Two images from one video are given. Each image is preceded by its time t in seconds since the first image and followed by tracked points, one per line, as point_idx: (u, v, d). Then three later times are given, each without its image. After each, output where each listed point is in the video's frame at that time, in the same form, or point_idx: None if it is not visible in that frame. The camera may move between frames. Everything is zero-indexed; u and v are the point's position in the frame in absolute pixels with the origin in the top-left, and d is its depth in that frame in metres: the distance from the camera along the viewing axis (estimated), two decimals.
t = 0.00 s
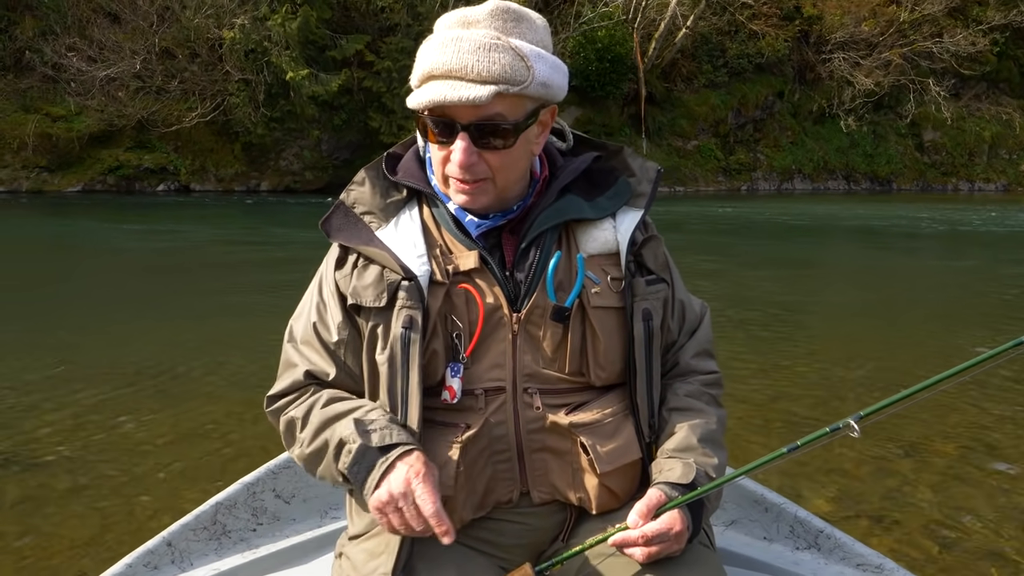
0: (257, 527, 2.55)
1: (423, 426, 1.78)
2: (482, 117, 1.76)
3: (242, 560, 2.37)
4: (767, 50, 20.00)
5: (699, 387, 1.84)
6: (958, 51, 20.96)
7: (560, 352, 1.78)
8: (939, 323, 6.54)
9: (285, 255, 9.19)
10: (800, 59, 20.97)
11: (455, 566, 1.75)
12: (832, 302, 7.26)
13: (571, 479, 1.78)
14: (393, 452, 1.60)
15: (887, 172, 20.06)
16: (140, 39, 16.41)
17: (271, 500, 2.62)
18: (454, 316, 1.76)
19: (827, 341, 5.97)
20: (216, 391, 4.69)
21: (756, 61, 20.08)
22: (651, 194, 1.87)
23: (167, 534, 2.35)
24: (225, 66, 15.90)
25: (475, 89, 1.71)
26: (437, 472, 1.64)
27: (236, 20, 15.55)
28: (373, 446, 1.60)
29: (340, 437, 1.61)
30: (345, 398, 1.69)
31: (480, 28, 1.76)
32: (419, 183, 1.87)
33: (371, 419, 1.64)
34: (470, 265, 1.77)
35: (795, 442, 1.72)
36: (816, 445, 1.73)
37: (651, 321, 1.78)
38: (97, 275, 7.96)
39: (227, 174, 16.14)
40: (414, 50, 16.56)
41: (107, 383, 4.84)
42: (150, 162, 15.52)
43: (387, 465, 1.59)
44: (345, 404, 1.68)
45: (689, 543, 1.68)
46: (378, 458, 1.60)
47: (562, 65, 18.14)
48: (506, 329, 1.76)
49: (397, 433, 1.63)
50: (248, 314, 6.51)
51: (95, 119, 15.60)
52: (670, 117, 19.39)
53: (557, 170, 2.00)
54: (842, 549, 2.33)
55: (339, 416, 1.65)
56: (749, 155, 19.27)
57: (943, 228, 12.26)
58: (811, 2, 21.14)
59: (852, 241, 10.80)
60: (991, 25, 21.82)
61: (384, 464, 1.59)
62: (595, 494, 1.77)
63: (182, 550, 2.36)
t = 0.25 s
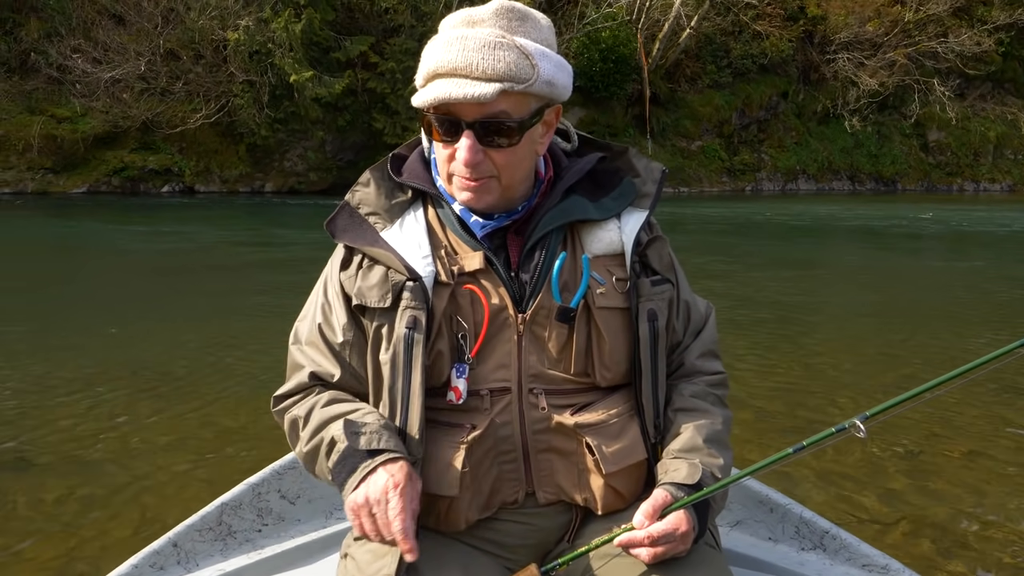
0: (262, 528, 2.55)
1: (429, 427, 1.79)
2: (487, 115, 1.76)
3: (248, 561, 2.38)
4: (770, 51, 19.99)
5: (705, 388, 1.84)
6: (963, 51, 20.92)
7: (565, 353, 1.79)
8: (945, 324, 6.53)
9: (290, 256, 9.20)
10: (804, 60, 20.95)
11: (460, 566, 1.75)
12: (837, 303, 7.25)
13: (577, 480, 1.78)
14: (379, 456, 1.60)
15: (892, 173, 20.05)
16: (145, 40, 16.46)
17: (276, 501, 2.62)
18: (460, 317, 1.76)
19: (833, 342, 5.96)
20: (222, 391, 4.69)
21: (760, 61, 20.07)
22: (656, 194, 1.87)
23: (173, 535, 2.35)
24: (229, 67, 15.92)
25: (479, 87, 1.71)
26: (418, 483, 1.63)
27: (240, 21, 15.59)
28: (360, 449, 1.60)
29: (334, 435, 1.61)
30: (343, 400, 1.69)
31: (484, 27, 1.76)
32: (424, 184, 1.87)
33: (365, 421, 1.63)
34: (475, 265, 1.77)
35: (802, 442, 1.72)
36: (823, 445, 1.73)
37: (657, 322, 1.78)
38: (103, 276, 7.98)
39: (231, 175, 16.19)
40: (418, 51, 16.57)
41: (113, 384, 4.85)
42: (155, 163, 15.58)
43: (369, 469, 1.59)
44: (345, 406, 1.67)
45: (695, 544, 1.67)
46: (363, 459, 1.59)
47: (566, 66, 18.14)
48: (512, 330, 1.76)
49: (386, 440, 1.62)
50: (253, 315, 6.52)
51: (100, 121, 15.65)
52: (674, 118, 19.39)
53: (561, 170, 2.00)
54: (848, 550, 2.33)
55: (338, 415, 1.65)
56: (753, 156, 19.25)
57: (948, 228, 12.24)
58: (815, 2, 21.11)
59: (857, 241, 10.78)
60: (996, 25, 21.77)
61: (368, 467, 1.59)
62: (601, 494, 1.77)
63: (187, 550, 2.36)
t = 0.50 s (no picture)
0: (266, 528, 2.56)
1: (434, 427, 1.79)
2: (492, 116, 1.76)
3: (251, 560, 2.39)
4: (775, 51, 19.98)
5: (708, 389, 1.84)
6: (969, 51, 20.87)
7: (570, 354, 1.79)
8: (950, 325, 6.52)
9: (296, 255, 9.22)
10: (809, 60, 20.92)
11: (465, 567, 1.75)
12: (842, 303, 7.24)
13: (582, 481, 1.78)
14: (442, 447, 1.60)
15: (897, 173, 20.02)
16: (151, 40, 16.52)
17: (279, 501, 2.63)
18: (465, 317, 1.77)
19: (838, 342, 5.96)
20: (227, 391, 4.71)
21: (765, 62, 20.04)
22: (661, 194, 1.87)
23: (177, 534, 2.36)
24: (234, 67, 15.93)
25: (484, 88, 1.72)
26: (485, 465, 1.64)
27: (245, 21, 15.63)
28: (420, 444, 1.59)
29: (379, 438, 1.61)
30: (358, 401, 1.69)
31: (489, 28, 1.77)
32: (429, 185, 1.87)
33: (410, 420, 1.63)
34: (481, 266, 1.77)
35: (806, 443, 1.72)
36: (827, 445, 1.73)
37: (661, 322, 1.78)
38: (108, 275, 8.01)
39: (236, 175, 16.18)
40: (423, 51, 16.57)
41: (118, 383, 4.87)
42: (160, 162, 15.57)
43: (440, 459, 1.59)
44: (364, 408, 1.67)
45: (700, 545, 1.68)
46: (428, 454, 1.59)
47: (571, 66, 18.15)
48: (517, 330, 1.76)
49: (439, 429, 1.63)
50: (258, 314, 6.53)
51: (106, 120, 15.68)
52: (679, 118, 19.37)
53: (567, 170, 2.00)
54: (852, 551, 2.33)
55: (364, 416, 1.65)
56: (758, 156, 19.20)
57: (954, 229, 12.22)
58: (821, 2, 21.08)
59: (862, 242, 10.77)
60: (1002, 25, 21.72)
61: (436, 459, 1.58)
62: (606, 495, 1.77)
63: (191, 550, 2.37)
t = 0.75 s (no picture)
0: (268, 527, 2.56)
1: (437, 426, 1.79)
2: (496, 117, 1.77)
3: (253, 561, 2.39)
4: (780, 51, 19.97)
5: (711, 390, 1.84)
6: (974, 52, 20.83)
7: (572, 354, 1.79)
8: (955, 326, 6.50)
9: (301, 255, 9.23)
10: (814, 60, 20.89)
11: (466, 567, 1.75)
12: (847, 304, 7.23)
13: (584, 481, 1.78)
14: (438, 448, 1.60)
15: (902, 174, 20.00)
16: (156, 40, 16.62)
17: (282, 500, 2.63)
18: (468, 317, 1.77)
19: (843, 343, 5.95)
20: (231, 390, 4.72)
21: (769, 62, 20.02)
22: (664, 195, 1.87)
23: (179, 534, 2.36)
24: (239, 67, 15.94)
25: (489, 89, 1.72)
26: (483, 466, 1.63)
27: (250, 21, 15.66)
28: (417, 445, 1.59)
29: (377, 438, 1.62)
30: (358, 402, 1.69)
31: (494, 28, 1.77)
32: (433, 185, 1.88)
33: (408, 420, 1.63)
34: (484, 266, 1.77)
35: (809, 444, 1.72)
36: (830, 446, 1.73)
37: (664, 323, 1.78)
38: (113, 275, 8.03)
39: (241, 175, 16.21)
40: (428, 51, 16.58)
41: (123, 382, 4.88)
42: (165, 162, 15.58)
43: (436, 460, 1.59)
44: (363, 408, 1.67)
45: (702, 545, 1.68)
46: (424, 455, 1.59)
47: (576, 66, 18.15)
48: (519, 330, 1.76)
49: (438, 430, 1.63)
50: (263, 314, 6.54)
51: (111, 120, 15.72)
52: (684, 119, 19.33)
53: (569, 171, 2.01)
54: (854, 551, 2.32)
55: (364, 417, 1.66)
56: (762, 156, 19.16)
57: (959, 230, 12.19)
58: (826, 3, 21.06)
59: (867, 243, 10.75)
60: (1008, 26, 21.67)
61: (432, 460, 1.59)
62: (607, 495, 1.77)
63: (194, 550, 2.38)
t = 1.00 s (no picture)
0: (269, 526, 2.57)
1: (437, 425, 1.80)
2: (495, 116, 1.77)
3: (253, 560, 2.40)
4: (785, 51, 19.92)
5: (710, 389, 1.85)
6: (980, 52, 20.78)
7: (571, 354, 1.79)
8: (959, 326, 6.49)
9: (304, 254, 9.25)
10: (818, 60, 20.85)
11: (465, 566, 1.75)
12: (850, 304, 7.22)
13: (583, 480, 1.79)
14: (437, 447, 1.60)
15: (906, 174, 19.95)
16: (160, 40, 16.66)
17: (282, 499, 2.63)
18: (467, 317, 1.77)
19: (846, 343, 5.94)
20: (234, 388, 4.73)
21: (774, 62, 19.98)
22: (663, 195, 1.87)
23: (179, 533, 2.37)
24: (244, 66, 15.96)
25: (487, 88, 1.72)
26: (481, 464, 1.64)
27: (254, 21, 15.69)
28: (416, 444, 1.59)
29: (376, 437, 1.62)
30: (358, 402, 1.69)
31: (492, 28, 1.77)
32: (432, 185, 1.88)
33: (407, 420, 1.63)
34: (483, 266, 1.78)
35: (807, 443, 1.72)
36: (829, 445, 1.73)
37: (663, 322, 1.78)
38: (118, 274, 8.05)
39: (245, 174, 16.22)
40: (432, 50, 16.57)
41: (126, 381, 4.89)
42: (169, 162, 15.60)
43: (435, 459, 1.59)
44: (363, 408, 1.67)
45: (701, 544, 1.68)
46: (423, 454, 1.59)
47: (580, 66, 18.14)
48: (518, 329, 1.76)
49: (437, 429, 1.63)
50: (266, 313, 6.56)
51: (115, 120, 15.74)
52: (688, 118, 19.28)
53: (569, 171, 2.00)
54: (854, 550, 2.33)
55: (364, 416, 1.66)
56: (767, 156, 19.13)
57: (964, 230, 12.16)
58: (830, 2, 21.02)
59: (871, 243, 10.74)
60: (1013, 26, 21.62)
61: (431, 460, 1.59)
62: (606, 494, 1.77)
63: (194, 548, 2.39)
